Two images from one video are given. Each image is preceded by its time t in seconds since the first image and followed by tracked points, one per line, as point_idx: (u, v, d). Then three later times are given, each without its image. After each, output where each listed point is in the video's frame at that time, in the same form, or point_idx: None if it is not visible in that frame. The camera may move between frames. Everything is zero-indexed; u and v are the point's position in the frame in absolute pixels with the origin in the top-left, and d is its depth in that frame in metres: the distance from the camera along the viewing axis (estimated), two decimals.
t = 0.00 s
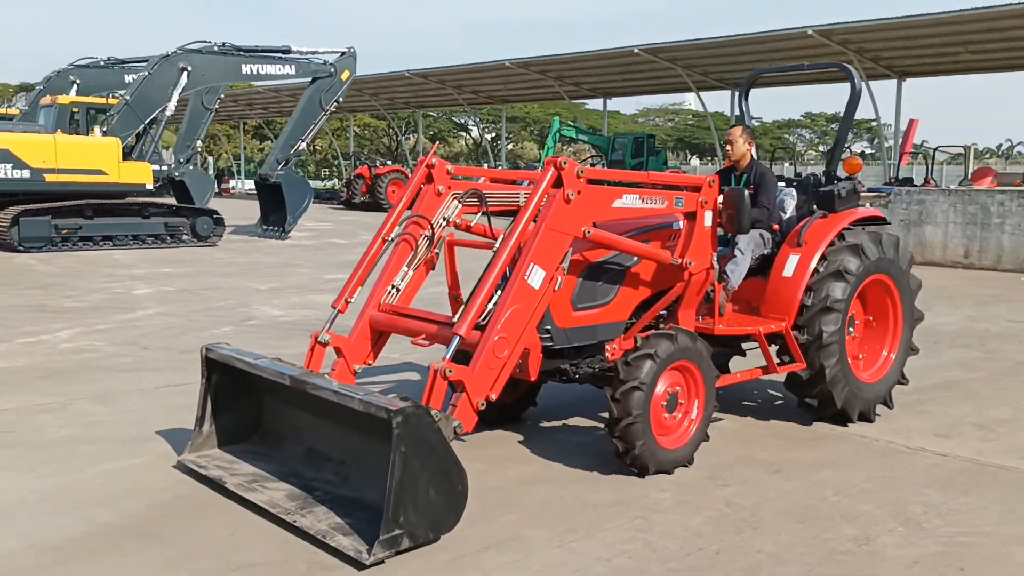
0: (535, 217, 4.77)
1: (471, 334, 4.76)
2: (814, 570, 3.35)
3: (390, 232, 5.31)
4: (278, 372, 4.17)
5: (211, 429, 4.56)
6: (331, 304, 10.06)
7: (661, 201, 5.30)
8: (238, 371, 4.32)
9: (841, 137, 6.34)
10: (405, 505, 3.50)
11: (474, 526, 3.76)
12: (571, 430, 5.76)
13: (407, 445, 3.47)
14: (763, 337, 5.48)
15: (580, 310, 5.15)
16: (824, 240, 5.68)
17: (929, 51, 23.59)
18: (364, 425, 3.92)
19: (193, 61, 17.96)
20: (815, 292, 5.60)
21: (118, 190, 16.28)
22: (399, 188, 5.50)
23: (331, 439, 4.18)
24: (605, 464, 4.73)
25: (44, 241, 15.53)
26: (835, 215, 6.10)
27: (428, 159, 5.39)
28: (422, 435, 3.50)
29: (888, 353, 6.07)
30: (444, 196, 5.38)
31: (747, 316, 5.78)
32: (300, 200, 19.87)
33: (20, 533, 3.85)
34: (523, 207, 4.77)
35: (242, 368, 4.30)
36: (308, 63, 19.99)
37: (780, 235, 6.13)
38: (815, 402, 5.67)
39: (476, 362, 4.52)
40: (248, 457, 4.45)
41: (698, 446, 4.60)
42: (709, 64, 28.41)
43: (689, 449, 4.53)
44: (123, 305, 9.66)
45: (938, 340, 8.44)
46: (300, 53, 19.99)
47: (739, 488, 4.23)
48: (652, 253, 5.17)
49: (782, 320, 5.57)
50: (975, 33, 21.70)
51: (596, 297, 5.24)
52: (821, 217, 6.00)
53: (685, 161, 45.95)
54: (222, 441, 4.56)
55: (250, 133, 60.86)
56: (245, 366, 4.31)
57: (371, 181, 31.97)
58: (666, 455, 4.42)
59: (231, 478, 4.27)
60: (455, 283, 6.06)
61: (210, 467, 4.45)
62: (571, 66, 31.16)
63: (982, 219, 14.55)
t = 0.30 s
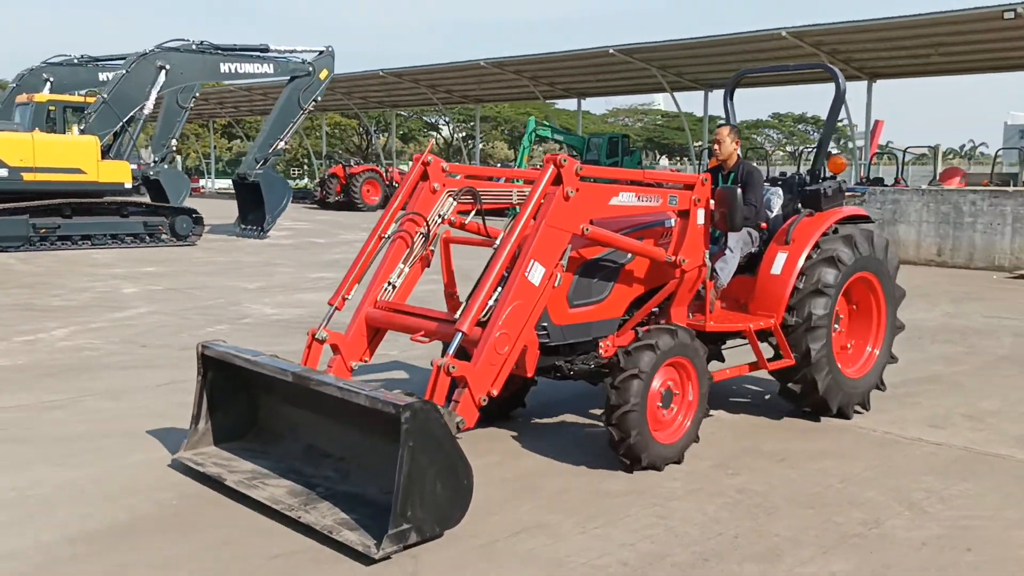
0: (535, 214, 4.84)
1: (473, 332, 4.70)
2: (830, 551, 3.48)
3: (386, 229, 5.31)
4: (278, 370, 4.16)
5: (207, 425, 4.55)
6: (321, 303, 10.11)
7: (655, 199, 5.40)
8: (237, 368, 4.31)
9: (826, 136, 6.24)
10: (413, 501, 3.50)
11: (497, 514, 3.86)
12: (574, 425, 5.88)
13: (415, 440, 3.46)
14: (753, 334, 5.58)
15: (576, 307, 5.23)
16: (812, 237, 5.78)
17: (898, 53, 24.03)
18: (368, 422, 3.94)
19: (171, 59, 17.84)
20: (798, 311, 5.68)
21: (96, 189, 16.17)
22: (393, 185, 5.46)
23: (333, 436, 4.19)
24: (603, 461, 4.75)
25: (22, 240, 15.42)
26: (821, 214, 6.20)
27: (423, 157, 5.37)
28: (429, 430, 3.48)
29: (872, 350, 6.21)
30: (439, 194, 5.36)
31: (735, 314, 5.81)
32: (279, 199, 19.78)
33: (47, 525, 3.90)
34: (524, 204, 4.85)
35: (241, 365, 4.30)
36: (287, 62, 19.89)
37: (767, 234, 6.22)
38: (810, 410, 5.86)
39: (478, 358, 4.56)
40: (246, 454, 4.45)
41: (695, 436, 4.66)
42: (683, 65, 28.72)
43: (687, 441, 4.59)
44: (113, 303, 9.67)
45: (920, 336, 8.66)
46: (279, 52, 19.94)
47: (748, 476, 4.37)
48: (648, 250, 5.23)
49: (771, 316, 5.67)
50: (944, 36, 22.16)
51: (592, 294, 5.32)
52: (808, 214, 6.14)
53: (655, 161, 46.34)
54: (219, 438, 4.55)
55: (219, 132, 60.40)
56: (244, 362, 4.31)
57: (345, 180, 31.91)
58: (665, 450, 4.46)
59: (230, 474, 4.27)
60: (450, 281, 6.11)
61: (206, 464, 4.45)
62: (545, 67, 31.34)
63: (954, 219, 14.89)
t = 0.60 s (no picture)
0: (542, 212, 4.91)
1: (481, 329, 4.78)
2: (850, 535, 3.64)
3: (391, 228, 5.40)
4: (291, 356, 4.22)
5: (210, 414, 4.56)
6: (322, 301, 10.21)
7: (657, 198, 5.49)
8: (249, 355, 4.37)
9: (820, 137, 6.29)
10: (425, 481, 3.51)
11: (527, 501, 4.00)
12: (585, 420, 6.03)
13: (431, 426, 3.51)
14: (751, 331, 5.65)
15: (579, 305, 5.34)
16: (806, 237, 5.90)
17: (882, 55, 24.36)
18: (380, 409, 3.99)
19: (163, 58, 17.81)
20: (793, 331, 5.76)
21: (89, 188, 16.20)
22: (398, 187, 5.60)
23: (340, 425, 4.23)
24: (605, 456, 4.81)
25: (15, 239, 15.43)
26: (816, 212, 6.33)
27: (427, 156, 5.50)
28: (445, 417, 3.53)
29: (864, 346, 6.29)
30: (442, 193, 5.48)
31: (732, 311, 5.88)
32: (270, 198, 19.84)
33: (87, 511, 4.00)
34: (531, 202, 4.92)
35: (253, 351, 4.35)
36: (278, 62, 19.88)
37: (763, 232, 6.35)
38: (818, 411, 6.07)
39: (487, 355, 4.67)
40: (249, 444, 4.45)
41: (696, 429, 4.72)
42: (669, 67, 28.96)
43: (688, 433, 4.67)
44: (116, 301, 9.72)
45: (913, 332, 8.87)
46: (270, 52, 19.96)
47: (762, 466, 4.53)
48: (649, 248, 5.30)
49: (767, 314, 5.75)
50: (926, 38, 22.49)
51: (595, 292, 5.43)
52: (803, 214, 6.22)
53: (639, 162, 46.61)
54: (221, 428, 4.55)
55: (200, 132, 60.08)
56: (255, 350, 4.36)
57: (332, 180, 31.93)
58: (668, 445, 4.53)
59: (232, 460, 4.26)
60: (455, 279, 6.19)
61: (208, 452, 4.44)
62: (531, 67, 31.51)
63: (940, 218, 15.14)
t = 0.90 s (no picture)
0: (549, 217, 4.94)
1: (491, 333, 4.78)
2: (870, 526, 3.79)
3: (396, 232, 5.41)
4: (303, 347, 4.33)
5: (213, 405, 4.63)
6: (324, 301, 10.29)
7: (660, 202, 5.50)
8: (259, 344, 4.48)
9: (813, 142, 6.31)
10: (437, 468, 3.59)
11: (555, 494, 4.12)
12: (594, 418, 6.17)
13: (449, 414, 3.64)
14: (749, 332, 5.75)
15: (583, 308, 5.28)
16: (803, 239, 5.97)
17: (866, 58, 24.63)
18: (389, 400, 4.09)
19: (156, 59, 17.86)
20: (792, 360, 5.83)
21: (83, 189, 16.20)
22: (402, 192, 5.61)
23: (345, 418, 4.31)
24: (607, 456, 4.87)
25: (9, 240, 15.41)
26: (812, 216, 6.35)
27: (431, 160, 5.48)
28: (465, 410, 3.68)
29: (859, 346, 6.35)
30: (446, 196, 5.47)
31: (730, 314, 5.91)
32: (261, 200, 19.77)
33: (126, 505, 4.09)
34: (539, 207, 4.97)
35: (264, 341, 4.46)
36: (270, 63, 19.97)
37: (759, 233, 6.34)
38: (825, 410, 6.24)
39: (497, 359, 4.66)
40: (250, 435, 4.49)
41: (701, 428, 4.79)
42: (656, 69, 29.16)
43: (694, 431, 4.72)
44: (120, 301, 9.77)
45: (908, 332, 9.06)
46: (261, 52, 19.98)
47: (777, 460, 4.67)
48: (652, 252, 5.34)
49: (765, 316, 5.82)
50: (912, 42, 22.77)
51: (598, 295, 5.38)
52: (798, 218, 6.22)
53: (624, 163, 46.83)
54: (224, 419, 4.61)
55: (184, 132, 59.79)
56: (269, 341, 4.47)
57: (319, 180, 31.91)
58: (673, 446, 4.58)
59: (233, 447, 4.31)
60: (459, 282, 6.21)
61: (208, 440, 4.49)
62: (519, 69, 31.63)
63: (927, 220, 15.37)
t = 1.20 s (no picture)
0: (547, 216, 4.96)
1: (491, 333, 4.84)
2: (878, 514, 3.93)
3: (393, 231, 5.42)
4: (310, 330, 4.39)
5: (207, 389, 4.64)
6: (319, 300, 10.34)
7: (656, 202, 5.52)
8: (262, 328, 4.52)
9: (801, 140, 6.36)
10: (440, 450, 3.67)
11: (574, 485, 4.24)
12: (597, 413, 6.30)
13: (458, 396, 3.75)
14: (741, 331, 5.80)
15: (580, 306, 5.35)
16: (793, 238, 5.97)
17: (842, 60, 25.02)
18: (391, 389, 4.17)
19: (140, 58, 17.77)
20: (789, 386, 5.95)
21: (68, 188, 16.12)
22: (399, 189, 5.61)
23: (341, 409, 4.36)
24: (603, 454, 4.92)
25: None
26: (802, 216, 6.31)
27: (427, 158, 5.50)
28: (473, 393, 3.77)
29: (846, 345, 6.43)
30: (442, 195, 5.47)
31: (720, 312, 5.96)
32: (246, 198, 19.79)
33: (154, 499, 4.17)
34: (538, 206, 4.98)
35: (268, 325, 4.50)
36: (254, 62, 19.97)
37: (750, 233, 6.28)
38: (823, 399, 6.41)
39: (496, 357, 4.70)
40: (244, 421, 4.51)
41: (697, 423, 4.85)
42: (637, 70, 29.40)
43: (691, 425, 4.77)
44: (115, 300, 9.78)
45: (894, 329, 9.29)
46: (245, 52, 19.96)
47: (783, 452, 4.83)
48: (646, 251, 5.38)
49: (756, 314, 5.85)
50: (888, 45, 23.17)
51: (594, 293, 5.46)
52: (787, 217, 6.24)
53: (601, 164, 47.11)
54: (216, 403, 4.63)
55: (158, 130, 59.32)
56: (273, 325, 4.51)
57: (299, 180, 31.83)
58: (671, 442, 4.65)
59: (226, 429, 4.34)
60: (453, 279, 6.18)
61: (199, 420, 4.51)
62: (500, 70, 31.76)
63: (905, 220, 15.67)
